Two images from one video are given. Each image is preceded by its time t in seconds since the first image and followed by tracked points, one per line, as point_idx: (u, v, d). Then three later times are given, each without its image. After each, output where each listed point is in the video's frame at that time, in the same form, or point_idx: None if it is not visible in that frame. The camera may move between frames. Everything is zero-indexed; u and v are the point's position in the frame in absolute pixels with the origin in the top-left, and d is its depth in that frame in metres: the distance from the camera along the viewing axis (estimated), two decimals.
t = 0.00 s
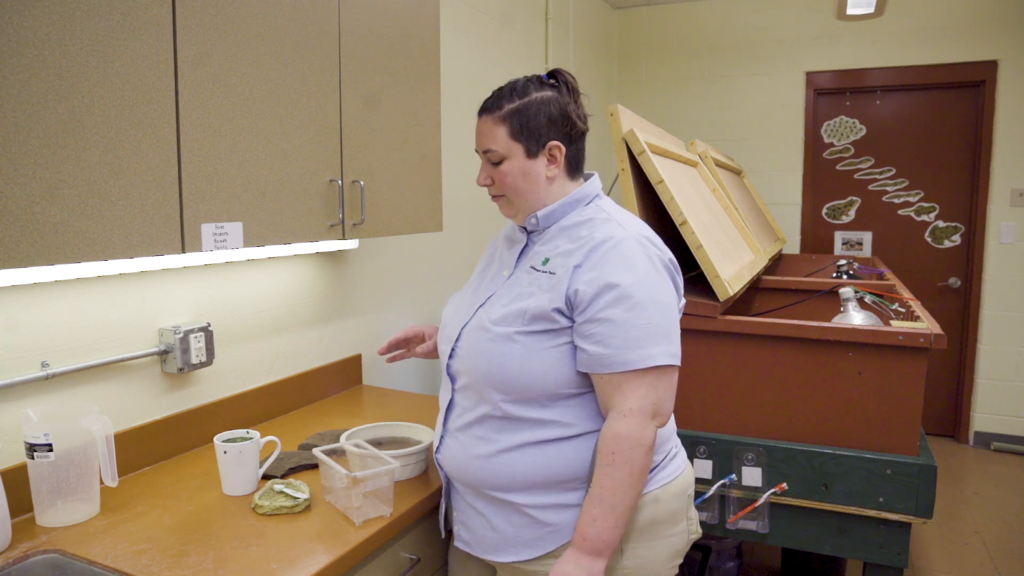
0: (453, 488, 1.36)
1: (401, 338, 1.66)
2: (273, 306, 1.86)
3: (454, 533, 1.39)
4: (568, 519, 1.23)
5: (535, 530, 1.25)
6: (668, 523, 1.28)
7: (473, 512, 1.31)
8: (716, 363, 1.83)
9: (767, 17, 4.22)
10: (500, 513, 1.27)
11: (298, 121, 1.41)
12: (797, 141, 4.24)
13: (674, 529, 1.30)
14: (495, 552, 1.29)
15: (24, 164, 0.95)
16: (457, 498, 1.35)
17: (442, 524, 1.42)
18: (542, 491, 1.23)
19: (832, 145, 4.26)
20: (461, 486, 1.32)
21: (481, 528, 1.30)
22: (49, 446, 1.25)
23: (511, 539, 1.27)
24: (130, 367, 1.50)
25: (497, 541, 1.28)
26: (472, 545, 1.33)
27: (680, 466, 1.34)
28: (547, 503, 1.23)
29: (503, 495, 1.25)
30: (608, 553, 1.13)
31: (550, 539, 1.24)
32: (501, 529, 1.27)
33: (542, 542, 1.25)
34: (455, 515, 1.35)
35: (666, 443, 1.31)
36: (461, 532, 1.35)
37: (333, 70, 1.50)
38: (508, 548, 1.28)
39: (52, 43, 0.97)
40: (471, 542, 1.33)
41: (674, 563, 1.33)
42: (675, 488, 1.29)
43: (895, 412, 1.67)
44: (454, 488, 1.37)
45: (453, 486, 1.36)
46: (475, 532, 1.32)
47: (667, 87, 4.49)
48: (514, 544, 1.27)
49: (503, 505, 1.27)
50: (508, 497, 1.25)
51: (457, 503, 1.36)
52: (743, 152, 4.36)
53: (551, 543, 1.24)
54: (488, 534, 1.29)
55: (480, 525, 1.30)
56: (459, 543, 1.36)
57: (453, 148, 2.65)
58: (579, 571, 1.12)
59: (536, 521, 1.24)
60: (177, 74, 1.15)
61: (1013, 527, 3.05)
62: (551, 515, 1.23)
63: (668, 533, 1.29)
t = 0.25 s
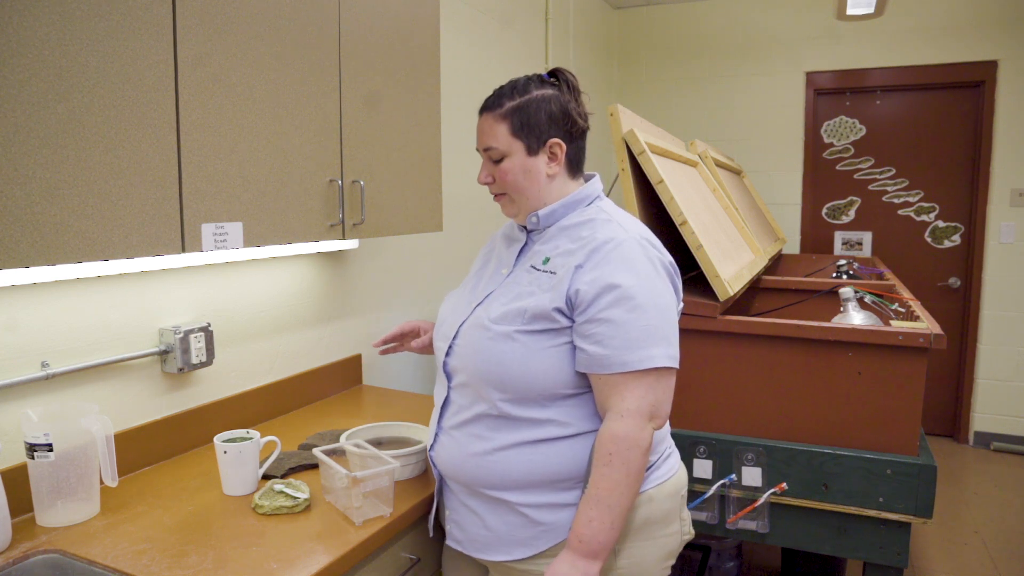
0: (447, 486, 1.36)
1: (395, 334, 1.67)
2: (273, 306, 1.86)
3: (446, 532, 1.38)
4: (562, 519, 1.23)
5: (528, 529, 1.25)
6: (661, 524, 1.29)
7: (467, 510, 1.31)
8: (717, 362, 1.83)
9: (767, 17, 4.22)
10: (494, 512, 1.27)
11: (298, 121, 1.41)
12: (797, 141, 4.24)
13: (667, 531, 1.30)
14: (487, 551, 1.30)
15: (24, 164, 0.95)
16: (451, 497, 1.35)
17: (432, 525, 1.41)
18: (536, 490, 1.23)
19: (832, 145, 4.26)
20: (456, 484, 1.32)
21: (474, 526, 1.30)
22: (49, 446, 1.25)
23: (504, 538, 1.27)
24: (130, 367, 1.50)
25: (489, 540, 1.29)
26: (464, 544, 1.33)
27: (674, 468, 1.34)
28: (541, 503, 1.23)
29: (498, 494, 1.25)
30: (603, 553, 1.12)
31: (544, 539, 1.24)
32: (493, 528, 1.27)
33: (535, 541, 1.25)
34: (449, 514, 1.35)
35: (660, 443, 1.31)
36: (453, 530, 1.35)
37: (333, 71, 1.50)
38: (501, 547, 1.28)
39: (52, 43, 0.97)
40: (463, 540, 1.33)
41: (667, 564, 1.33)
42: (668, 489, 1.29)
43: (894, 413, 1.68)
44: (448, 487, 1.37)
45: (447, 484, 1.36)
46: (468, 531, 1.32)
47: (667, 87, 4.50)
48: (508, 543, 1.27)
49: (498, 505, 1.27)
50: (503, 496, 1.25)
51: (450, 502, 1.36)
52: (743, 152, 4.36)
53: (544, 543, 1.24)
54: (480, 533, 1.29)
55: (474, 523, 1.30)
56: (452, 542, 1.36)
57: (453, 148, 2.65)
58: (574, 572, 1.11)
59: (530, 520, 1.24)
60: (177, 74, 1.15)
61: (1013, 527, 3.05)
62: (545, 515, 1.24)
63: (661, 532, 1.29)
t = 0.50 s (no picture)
0: (444, 486, 1.36)
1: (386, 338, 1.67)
2: (273, 306, 1.86)
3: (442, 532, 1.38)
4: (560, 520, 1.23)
5: (526, 530, 1.25)
6: (658, 524, 1.29)
7: (465, 510, 1.31)
8: (717, 362, 1.83)
9: (767, 17, 4.22)
10: (493, 513, 1.27)
11: (298, 121, 1.41)
12: (797, 141, 4.24)
13: (664, 531, 1.31)
14: (484, 551, 1.29)
15: (24, 164, 0.95)
16: (448, 497, 1.35)
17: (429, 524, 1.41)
18: (535, 490, 1.23)
19: (832, 145, 4.26)
20: (454, 484, 1.32)
21: (471, 526, 1.30)
22: (49, 446, 1.25)
23: (502, 539, 1.27)
24: (130, 367, 1.50)
25: (487, 540, 1.28)
26: (461, 544, 1.33)
27: (671, 467, 1.35)
28: (539, 503, 1.23)
29: (497, 494, 1.25)
30: (604, 554, 1.13)
31: (541, 539, 1.24)
32: (491, 528, 1.27)
33: (531, 542, 1.25)
34: (445, 514, 1.35)
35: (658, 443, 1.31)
36: (450, 530, 1.34)
37: (333, 71, 1.50)
38: (498, 547, 1.28)
39: (52, 43, 0.97)
40: (460, 540, 1.33)
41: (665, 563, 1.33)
42: (665, 489, 1.30)
43: (894, 413, 1.68)
44: (445, 487, 1.36)
45: (444, 484, 1.36)
46: (465, 531, 1.32)
47: (667, 87, 4.49)
48: (505, 544, 1.27)
49: (496, 505, 1.26)
50: (502, 497, 1.25)
51: (447, 501, 1.35)
52: (743, 152, 4.36)
53: (541, 544, 1.24)
54: (478, 533, 1.29)
55: (471, 524, 1.30)
56: (448, 542, 1.35)
57: (453, 148, 2.65)
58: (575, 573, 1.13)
59: (528, 521, 1.24)
60: (177, 74, 1.15)
61: (1014, 527, 3.05)
62: (543, 516, 1.23)
63: (660, 532, 1.30)
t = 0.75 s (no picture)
0: (448, 489, 1.36)
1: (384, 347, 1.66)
2: (273, 306, 1.86)
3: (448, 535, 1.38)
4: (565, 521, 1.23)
5: (531, 532, 1.25)
6: (663, 524, 1.28)
7: (470, 513, 1.31)
8: (717, 362, 1.83)
9: (767, 17, 4.22)
10: (498, 515, 1.27)
11: (297, 121, 1.41)
12: (797, 141, 4.24)
13: (669, 531, 1.30)
14: (490, 554, 1.29)
15: (24, 164, 0.95)
16: (453, 500, 1.35)
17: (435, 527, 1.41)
18: (540, 492, 1.23)
19: (832, 145, 4.26)
20: (458, 487, 1.32)
21: (477, 529, 1.30)
22: (49, 446, 1.25)
23: (507, 541, 1.27)
24: (130, 367, 1.50)
25: (492, 542, 1.28)
26: (467, 547, 1.33)
27: (675, 467, 1.34)
28: (544, 505, 1.23)
29: (502, 496, 1.25)
30: (613, 554, 1.13)
31: (547, 541, 1.24)
32: (497, 531, 1.27)
33: (538, 543, 1.25)
34: (450, 517, 1.35)
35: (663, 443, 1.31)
36: (455, 533, 1.34)
37: (332, 71, 1.50)
38: (504, 550, 1.28)
39: (52, 43, 0.97)
40: (466, 543, 1.33)
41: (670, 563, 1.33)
42: (671, 488, 1.30)
43: (896, 414, 1.67)
44: (449, 490, 1.36)
45: (448, 487, 1.36)
46: (471, 534, 1.32)
47: (667, 87, 4.49)
48: (511, 546, 1.26)
49: (500, 507, 1.26)
50: (507, 499, 1.25)
51: (452, 505, 1.35)
52: (743, 151, 4.36)
53: (548, 545, 1.24)
54: (483, 536, 1.29)
55: (477, 526, 1.30)
56: (454, 545, 1.35)
57: (453, 148, 2.65)
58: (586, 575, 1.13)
59: (533, 523, 1.24)
60: (177, 74, 1.15)
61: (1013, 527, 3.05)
62: (548, 517, 1.23)
63: (666, 532, 1.30)
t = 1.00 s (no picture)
0: (455, 493, 1.35)
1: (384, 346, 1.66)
2: (273, 306, 1.86)
3: (455, 540, 1.37)
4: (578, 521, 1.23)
5: (544, 533, 1.24)
6: (668, 523, 1.28)
7: (479, 516, 1.31)
8: (717, 363, 1.84)
9: (767, 17, 4.22)
10: (508, 517, 1.27)
11: (297, 121, 1.41)
12: (797, 141, 4.24)
13: (675, 531, 1.30)
14: (501, 557, 1.29)
15: (24, 164, 0.95)
16: (460, 504, 1.34)
17: (442, 530, 1.40)
18: (551, 493, 1.23)
19: (832, 145, 4.26)
20: (466, 491, 1.31)
21: (487, 532, 1.30)
22: (49, 446, 1.25)
23: (520, 542, 1.26)
24: (130, 367, 1.50)
25: (504, 545, 1.28)
26: (477, 551, 1.32)
27: (681, 467, 1.34)
28: (556, 507, 1.23)
29: (512, 498, 1.25)
30: (616, 551, 1.12)
31: (560, 541, 1.24)
32: (508, 533, 1.27)
33: (551, 545, 1.24)
34: (458, 521, 1.34)
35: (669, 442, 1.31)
36: (464, 538, 1.34)
37: (333, 71, 1.50)
38: (516, 552, 1.27)
39: (52, 43, 0.97)
40: (475, 547, 1.32)
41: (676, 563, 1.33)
42: (677, 487, 1.30)
43: (897, 413, 1.67)
44: (456, 494, 1.35)
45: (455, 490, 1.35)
46: (481, 538, 1.31)
47: (667, 87, 4.49)
48: (524, 548, 1.26)
49: (511, 509, 1.26)
50: (518, 501, 1.24)
51: (460, 509, 1.35)
52: (743, 151, 4.36)
53: (561, 546, 1.24)
54: (494, 539, 1.29)
55: (487, 529, 1.30)
56: (463, 549, 1.35)
57: (453, 148, 2.65)
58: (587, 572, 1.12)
59: (546, 524, 1.23)
60: (177, 74, 1.15)
61: (1013, 527, 3.05)
62: (560, 518, 1.23)
63: (670, 530, 1.29)
